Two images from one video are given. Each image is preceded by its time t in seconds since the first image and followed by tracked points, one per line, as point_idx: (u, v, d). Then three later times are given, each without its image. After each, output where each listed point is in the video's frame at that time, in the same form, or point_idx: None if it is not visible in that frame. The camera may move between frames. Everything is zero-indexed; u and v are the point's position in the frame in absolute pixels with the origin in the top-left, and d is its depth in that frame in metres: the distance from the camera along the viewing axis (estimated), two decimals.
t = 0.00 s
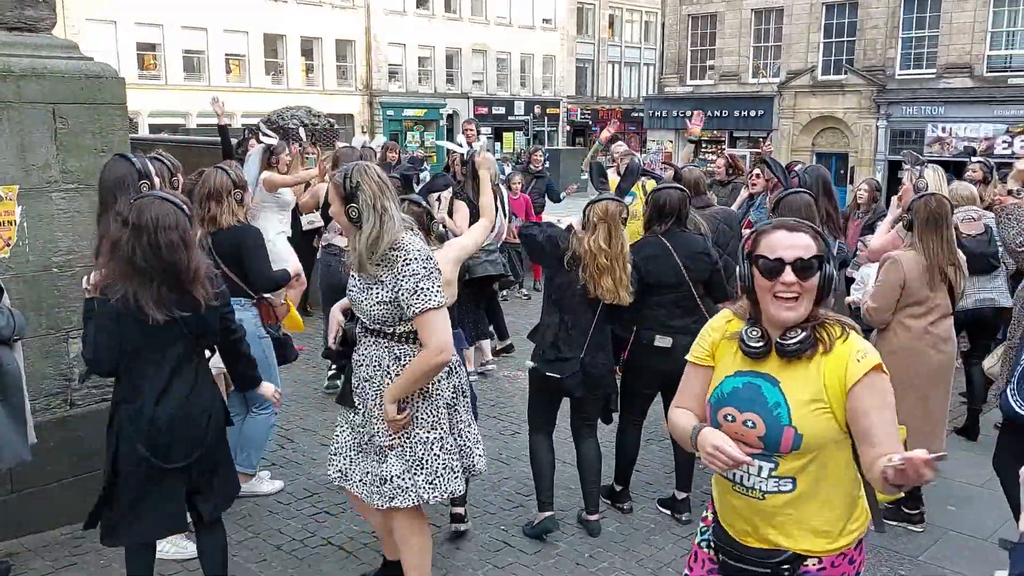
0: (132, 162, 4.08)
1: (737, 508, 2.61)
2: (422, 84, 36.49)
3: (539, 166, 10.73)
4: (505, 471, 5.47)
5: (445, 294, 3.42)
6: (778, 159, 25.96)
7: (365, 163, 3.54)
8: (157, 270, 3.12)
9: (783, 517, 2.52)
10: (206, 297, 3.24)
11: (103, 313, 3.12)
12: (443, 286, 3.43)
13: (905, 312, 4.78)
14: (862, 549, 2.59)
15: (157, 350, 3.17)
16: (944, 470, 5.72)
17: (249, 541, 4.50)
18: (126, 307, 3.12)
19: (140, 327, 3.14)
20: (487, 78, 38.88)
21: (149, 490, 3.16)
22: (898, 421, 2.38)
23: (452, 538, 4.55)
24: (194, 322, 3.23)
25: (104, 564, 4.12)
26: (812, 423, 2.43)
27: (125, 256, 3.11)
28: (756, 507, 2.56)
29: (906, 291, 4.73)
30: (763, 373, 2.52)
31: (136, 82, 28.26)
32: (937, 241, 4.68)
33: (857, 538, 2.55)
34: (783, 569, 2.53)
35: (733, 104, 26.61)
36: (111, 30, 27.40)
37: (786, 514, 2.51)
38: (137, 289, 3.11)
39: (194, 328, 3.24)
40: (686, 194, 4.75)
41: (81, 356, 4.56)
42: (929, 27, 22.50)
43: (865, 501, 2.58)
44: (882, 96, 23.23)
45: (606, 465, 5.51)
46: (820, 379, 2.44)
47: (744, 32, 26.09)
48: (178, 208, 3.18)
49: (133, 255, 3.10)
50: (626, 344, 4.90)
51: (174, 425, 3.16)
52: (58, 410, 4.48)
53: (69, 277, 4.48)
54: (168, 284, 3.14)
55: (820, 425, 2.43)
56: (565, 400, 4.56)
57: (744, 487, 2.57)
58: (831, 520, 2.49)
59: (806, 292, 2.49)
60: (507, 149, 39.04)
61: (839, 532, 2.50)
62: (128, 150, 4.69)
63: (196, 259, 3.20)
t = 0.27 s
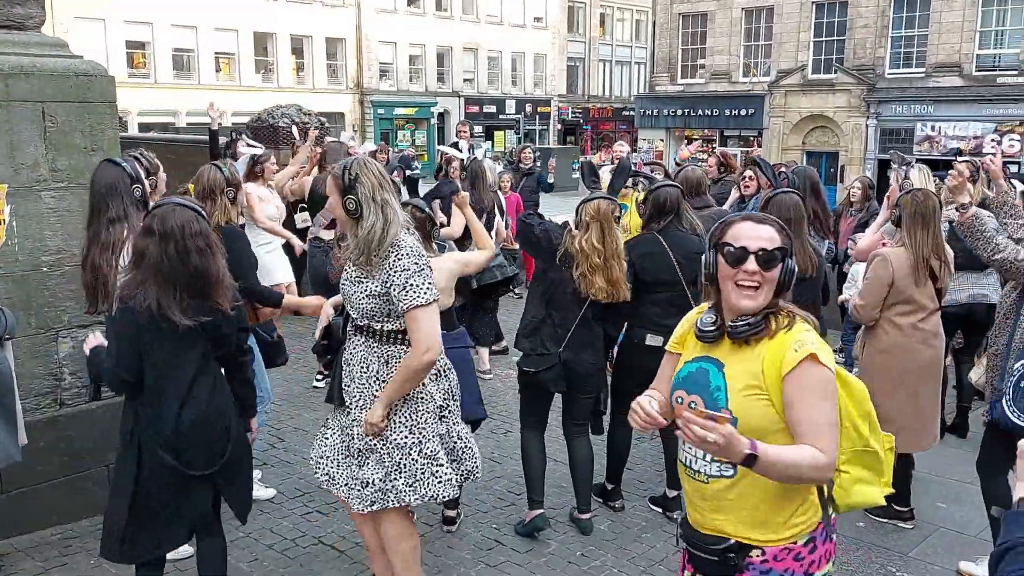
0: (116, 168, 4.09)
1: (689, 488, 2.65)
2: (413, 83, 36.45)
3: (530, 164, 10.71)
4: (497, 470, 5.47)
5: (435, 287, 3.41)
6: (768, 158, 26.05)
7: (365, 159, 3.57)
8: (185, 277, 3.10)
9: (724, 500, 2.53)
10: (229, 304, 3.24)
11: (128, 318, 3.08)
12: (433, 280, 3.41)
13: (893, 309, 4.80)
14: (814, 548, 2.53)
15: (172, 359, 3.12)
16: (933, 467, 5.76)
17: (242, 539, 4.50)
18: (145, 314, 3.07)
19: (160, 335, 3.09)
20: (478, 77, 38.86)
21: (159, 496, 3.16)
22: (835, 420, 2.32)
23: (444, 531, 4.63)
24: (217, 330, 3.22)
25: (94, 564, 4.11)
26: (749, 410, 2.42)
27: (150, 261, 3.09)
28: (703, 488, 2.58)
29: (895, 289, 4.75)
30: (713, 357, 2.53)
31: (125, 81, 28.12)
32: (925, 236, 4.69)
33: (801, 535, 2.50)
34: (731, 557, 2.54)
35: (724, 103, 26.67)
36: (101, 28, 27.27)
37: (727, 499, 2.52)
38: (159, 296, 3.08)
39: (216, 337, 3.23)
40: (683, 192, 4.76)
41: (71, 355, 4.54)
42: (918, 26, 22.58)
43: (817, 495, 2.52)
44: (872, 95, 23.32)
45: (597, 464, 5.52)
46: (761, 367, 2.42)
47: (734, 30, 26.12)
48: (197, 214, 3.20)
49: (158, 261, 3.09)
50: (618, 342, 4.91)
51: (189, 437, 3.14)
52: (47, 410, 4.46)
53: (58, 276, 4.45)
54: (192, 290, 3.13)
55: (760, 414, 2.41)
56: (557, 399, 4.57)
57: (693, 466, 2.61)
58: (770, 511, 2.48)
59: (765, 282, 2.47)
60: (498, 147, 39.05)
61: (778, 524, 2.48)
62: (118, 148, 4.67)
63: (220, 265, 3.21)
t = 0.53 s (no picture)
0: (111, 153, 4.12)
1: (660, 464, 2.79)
2: (406, 81, 36.40)
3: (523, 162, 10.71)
4: (491, 468, 5.47)
5: (380, 273, 3.41)
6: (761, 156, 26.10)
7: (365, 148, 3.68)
8: (176, 253, 3.12)
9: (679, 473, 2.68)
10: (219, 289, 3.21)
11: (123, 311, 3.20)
12: (380, 267, 3.42)
13: (887, 310, 4.80)
14: (755, 542, 2.57)
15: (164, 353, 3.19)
16: (928, 464, 5.78)
17: (239, 538, 4.49)
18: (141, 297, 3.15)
19: (153, 323, 3.18)
20: (471, 76, 38.82)
21: (145, 487, 3.24)
22: (735, 398, 2.38)
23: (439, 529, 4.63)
24: (203, 320, 3.21)
25: (88, 564, 4.10)
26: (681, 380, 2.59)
27: (144, 235, 3.14)
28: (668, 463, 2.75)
29: (889, 288, 4.76)
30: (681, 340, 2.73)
31: (116, 80, 28.00)
32: (913, 232, 4.73)
33: (737, 523, 2.56)
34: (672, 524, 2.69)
35: (717, 101, 26.70)
36: (92, 27, 27.14)
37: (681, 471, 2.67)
38: (151, 269, 3.14)
39: (200, 330, 3.23)
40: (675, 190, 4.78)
41: (64, 354, 4.53)
42: (910, 25, 22.64)
43: (755, 486, 2.55)
44: (864, 93, 23.38)
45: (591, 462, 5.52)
46: (702, 347, 2.60)
47: (727, 29, 26.14)
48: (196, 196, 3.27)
49: (152, 235, 3.13)
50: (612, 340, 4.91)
51: (168, 429, 3.19)
52: (40, 411, 4.43)
53: (51, 276, 4.43)
54: (182, 268, 3.13)
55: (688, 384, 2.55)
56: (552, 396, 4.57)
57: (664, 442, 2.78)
58: (708, 489, 2.60)
59: (705, 269, 2.60)
60: (491, 146, 39.01)
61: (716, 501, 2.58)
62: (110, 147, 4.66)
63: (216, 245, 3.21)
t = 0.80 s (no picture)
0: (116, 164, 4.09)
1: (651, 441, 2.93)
2: (401, 81, 36.40)
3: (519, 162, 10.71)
4: (488, 469, 5.47)
5: (325, 266, 3.49)
6: (756, 155, 26.14)
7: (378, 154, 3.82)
8: (149, 261, 3.13)
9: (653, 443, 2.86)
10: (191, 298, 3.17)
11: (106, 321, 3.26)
12: (330, 262, 3.49)
13: (879, 305, 4.83)
14: (671, 520, 2.63)
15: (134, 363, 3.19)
16: (925, 463, 5.79)
17: (236, 540, 4.49)
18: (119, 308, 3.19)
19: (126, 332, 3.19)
20: (466, 76, 38.82)
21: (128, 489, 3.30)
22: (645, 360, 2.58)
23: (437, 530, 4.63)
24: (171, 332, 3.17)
25: (86, 565, 4.09)
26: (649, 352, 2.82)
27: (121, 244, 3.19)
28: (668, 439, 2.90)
29: (880, 283, 4.79)
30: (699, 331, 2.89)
31: (111, 81, 27.92)
32: (904, 230, 4.77)
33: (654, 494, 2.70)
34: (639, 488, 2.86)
35: (712, 101, 26.74)
36: (87, 27, 27.06)
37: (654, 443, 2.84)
38: (129, 277, 3.17)
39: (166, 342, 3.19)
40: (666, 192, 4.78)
41: (61, 355, 4.52)
42: (904, 24, 22.70)
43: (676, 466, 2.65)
44: (859, 92, 23.42)
45: (588, 462, 5.53)
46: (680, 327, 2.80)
47: (722, 29, 26.18)
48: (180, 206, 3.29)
49: (128, 244, 3.17)
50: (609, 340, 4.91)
51: (137, 439, 3.19)
52: (37, 413, 4.42)
53: (47, 277, 4.43)
54: (155, 276, 3.13)
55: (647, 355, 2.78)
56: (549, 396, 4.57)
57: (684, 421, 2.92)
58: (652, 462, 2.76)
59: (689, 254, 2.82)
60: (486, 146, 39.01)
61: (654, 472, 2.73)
62: (107, 149, 4.65)
63: (192, 254, 3.20)
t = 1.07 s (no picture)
0: (114, 162, 4.05)
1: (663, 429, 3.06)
2: (396, 79, 36.34)
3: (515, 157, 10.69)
4: (486, 467, 5.47)
5: (305, 252, 3.79)
6: (751, 152, 26.15)
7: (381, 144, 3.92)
8: (126, 256, 3.14)
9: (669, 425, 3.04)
10: (169, 294, 3.18)
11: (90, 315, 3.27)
12: (308, 249, 3.78)
13: (871, 298, 4.84)
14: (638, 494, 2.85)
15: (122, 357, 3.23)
16: (922, 459, 5.80)
17: (232, 540, 4.47)
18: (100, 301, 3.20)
19: (112, 327, 3.23)
20: (462, 73, 38.77)
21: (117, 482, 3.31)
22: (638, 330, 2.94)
23: (438, 535, 4.56)
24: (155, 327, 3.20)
25: (84, 566, 4.08)
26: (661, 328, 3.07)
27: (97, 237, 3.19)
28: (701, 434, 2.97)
29: (873, 278, 4.78)
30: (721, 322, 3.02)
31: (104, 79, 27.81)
32: (897, 228, 4.76)
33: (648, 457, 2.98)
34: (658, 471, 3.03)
35: (708, 97, 26.74)
36: (80, 25, 26.94)
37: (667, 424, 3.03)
38: (104, 271, 3.17)
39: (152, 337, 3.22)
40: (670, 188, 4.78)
41: (58, 354, 4.49)
42: (900, 20, 22.70)
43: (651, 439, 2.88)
44: (854, 89, 23.43)
45: (587, 460, 5.53)
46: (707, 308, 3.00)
47: (717, 25, 26.16)
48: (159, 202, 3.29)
49: (105, 238, 3.16)
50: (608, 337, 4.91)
51: (122, 434, 3.23)
52: (34, 413, 4.40)
53: (44, 276, 4.41)
54: (130, 271, 3.14)
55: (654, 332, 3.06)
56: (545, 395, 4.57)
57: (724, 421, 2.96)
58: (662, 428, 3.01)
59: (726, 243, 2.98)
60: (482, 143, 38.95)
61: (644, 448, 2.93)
62: (103, 147, 4.63)
63: (170, 252, 3.19)
